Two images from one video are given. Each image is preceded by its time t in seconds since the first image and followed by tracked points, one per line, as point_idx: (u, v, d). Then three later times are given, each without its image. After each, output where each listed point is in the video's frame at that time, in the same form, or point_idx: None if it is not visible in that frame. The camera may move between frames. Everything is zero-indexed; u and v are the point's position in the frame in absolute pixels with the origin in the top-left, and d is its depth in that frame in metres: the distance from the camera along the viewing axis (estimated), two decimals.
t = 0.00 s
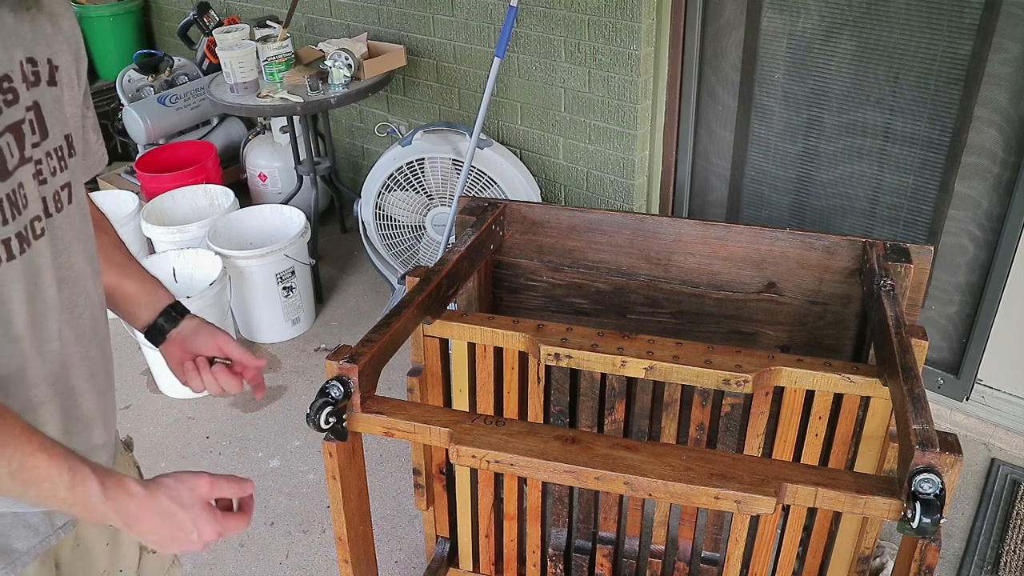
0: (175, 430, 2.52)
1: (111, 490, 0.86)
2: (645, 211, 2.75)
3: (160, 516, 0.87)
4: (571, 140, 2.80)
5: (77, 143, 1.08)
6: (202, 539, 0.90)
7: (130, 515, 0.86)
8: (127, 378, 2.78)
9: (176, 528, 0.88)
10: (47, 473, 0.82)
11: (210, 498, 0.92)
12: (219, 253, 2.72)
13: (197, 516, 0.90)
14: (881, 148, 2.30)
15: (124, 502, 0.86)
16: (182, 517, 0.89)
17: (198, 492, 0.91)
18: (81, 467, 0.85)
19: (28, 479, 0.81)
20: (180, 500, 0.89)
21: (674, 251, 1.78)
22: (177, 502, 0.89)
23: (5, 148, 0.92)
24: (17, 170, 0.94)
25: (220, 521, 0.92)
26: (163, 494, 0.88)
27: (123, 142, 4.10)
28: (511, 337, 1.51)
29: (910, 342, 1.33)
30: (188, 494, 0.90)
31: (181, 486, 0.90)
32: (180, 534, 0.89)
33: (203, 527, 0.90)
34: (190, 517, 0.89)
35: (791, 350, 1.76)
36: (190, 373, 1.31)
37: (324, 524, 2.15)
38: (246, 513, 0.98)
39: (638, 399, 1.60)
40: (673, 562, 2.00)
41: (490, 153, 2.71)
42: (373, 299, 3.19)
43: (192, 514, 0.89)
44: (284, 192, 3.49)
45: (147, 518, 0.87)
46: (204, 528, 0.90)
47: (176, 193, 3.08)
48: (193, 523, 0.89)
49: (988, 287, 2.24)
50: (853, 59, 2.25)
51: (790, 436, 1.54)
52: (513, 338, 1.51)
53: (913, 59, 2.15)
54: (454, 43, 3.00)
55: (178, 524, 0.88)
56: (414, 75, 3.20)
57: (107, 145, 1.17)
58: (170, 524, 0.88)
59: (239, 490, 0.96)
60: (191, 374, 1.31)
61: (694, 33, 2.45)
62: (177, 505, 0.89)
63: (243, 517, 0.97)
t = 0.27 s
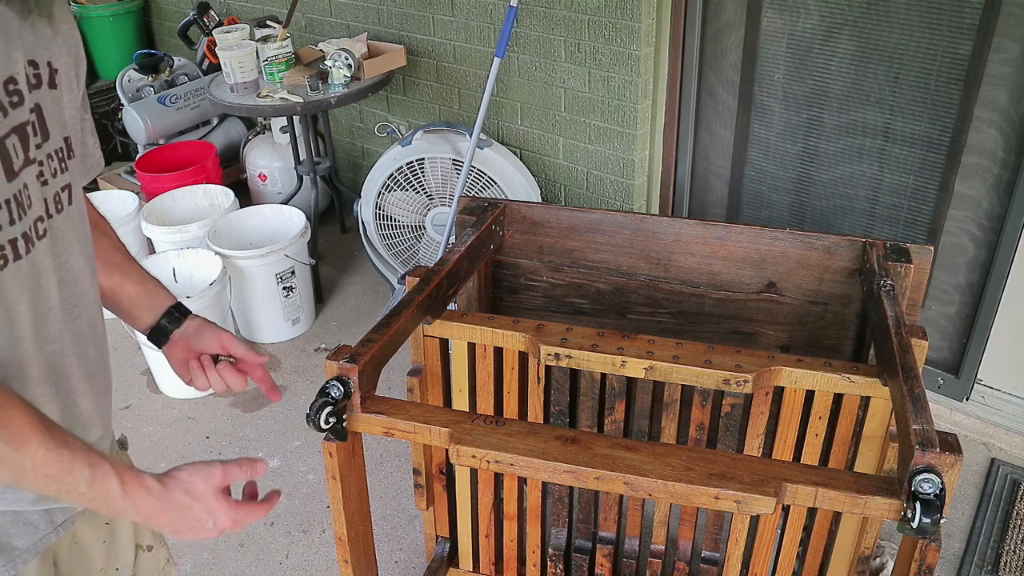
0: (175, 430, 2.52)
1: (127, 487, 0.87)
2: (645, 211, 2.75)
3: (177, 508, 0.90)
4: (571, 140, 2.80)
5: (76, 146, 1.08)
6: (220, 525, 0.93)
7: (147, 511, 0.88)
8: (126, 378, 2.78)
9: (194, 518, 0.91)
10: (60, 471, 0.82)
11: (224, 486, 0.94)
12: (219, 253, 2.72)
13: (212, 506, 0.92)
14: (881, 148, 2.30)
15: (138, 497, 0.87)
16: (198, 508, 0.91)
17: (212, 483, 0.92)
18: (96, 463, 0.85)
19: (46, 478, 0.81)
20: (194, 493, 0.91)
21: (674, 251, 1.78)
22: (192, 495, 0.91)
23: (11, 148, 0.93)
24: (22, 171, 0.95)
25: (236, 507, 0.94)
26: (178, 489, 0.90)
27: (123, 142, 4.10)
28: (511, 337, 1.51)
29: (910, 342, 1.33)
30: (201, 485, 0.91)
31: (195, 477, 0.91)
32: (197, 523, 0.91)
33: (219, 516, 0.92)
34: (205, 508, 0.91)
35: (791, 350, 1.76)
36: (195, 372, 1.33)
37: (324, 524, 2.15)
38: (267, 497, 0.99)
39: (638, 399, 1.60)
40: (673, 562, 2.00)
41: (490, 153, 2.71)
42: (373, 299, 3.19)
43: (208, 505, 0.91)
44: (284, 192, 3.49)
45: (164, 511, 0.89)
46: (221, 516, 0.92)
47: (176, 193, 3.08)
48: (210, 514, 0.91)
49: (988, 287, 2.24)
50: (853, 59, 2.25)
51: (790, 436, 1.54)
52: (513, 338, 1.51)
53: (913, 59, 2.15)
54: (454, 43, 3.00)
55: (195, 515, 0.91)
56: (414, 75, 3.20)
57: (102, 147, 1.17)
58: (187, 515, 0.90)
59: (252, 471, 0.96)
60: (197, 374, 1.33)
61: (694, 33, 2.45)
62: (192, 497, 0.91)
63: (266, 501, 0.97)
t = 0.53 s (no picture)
0: (175, 430, 2.52)
1: (130, 476, 0.87)
2: (645, 211, 2.75)
3: (177, 498, 0.90)
4: (571, 140, 2.80)
5: (72, 144, 1.08)
6: (219, 516, 0.94)
7: (149, 501, 0.88)
8: (127, 378, 2.78)
9: (193, 509, 0.92)
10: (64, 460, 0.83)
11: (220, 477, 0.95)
12: (219, 253, 2.72)
13: (211, 496, 0.93)
14: (881, 148, 2.30)
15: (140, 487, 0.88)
16: (198, 498, 0.92)
17: (210, 473, 0.93)
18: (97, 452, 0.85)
19: (51, 467, 0.82)
20: (194, 482, 0.91)
21: (674, 251, 1.78)
22: (191, 484, 0.91)
23: (9, 145, 0.93)
24: (21, 167, 0.95)
25: (234, 498, 0.95)
26: (178, 478, 0.90)
27: (123, 142, 4.10)
28: (511, 337, 1.51)
29: (910, 342, 1.33)
30: (200, 475, 0.92)
31: (194, 467, 0.92)
32: (197, 514, 0.92)
33: (217, 506, 0.93)
34: (204, 498, 0.92)
35: (791, 350, 1.76)
36: (190, 373, 1.34)
37: (324, 524, 2.15)
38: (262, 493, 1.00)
39: (638, 399, 1.60)
40: (673, 562, 2.00)
41: (490, 153, 2.71)
42: (373, 299, 3.19)
43: (207, 495, 0.92)
44: (284, 192, 3.49)
45: (164, 502, 0.89)
46: (219, 507, 0.93)
47: (176, 193, 3.08)
48: (208, 505, 0.92)
49: (988, 287, 2.24)
50: (853, 59, 2.25)
51: (790, 436, 1.54)
52: (513, 338, 1.51)
53: (913, 59, 2.15)
54: (454, 43, 3.00)
55: (195, 505, 0.91)
56: (414, 75, 3.20)
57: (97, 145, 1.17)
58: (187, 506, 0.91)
59: (246, 467, 0.98)
60: (192, 374, 1.33)
61: (694, 33, 2.45)
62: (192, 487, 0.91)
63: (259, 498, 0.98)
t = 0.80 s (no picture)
0: (175, 430, 2.52)
1: (126, 484, 0.87)
2: (645, 211, 2.75)
3: (169, 508, 0.90)
4: (571, 140, 2.80)
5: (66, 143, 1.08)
6: (206, 528, 0.94)
7: (142, 509, 0.88)
8: (126, 378, 2.78)
9: (183, 519, 0.92)
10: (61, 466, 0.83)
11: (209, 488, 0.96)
12: (219, 253, 2.72)
13: (201, 506, 0.93)
14: (881, 148, 2.30)
15: (134, 494, 0.88)
16: (188, 509, 0.92)
17: (201, 484, 0.94)
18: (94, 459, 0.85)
19: (45, 471, 0.81)
20: (186, 492, 0.92)
21: (674, 251, 1.78)
22: (183, 494, 0.92)
23: (5, 144, 0.93)
24: (17, 166, 0.95)
25: (222, 510, 0.96)
26: (170, 487, 0.91)
27: (123, 142, 4.10)
28: (511, 337, 1.51)
29: (910, 342, 1.33)
30: (191, 485, 0.93)
31: (186, 477, 0.93)
32: (186, 525, 0.92)
33: (206, 517, 0.93)
34: (195, 508, 0.92)
35: (792, 350, 1.76)
36: (189, 371, 1.34)
37: (324, 524, 2.15)
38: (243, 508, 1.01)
39: (638, 399, 1.60)
40: (673, 562, 2.00)
41: (490, 153, 2.71)
42: (373, 299, 3.19)
43: (197, 505, 0.93)
44: (284, 192, 3.49)
45: (154, 511, 0.90)
46: (208, 519, 0.94)
47: (176, 193, 3.08)
48: (198, 515, 0.93)
49: (988, 287, 2.24)
50: (853, 59, 2.25)
51: (790, 436, 1.54)
52: (513, 338, 1.51)
53: (913, 59, 2.15)
54: (454, 43, 3.00)
55: (185, 515, 0.92)
56: (414, 75, 3.20)
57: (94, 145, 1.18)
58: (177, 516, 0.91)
59: (233, 483, 0.99)
60: (191, 372, 1.34)
61: (695, 33, 2.45)
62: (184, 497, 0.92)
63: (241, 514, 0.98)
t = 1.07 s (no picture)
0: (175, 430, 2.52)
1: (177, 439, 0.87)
2: (645, 211, 2.75)
3: (215, 465, 0.89)
4: (571, 140, 2.80)
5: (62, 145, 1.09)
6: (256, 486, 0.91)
7: (189, 466, 0.87)
8: (126, 378, 2.79)
9: (233, 481, 0.90)
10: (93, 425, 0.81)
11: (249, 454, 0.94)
12: (219, 253, 2.72)
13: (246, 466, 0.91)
14: (881, 148, 2.30)
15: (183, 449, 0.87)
16: (238, 472, 0.90)
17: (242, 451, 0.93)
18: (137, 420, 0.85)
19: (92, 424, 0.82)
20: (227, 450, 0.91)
21: (674, 251, 1.78)
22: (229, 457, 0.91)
23: (18, 150, 0.95)
24: (31, 170, 0.98)
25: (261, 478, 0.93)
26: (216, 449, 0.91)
27: (123, 142, 4.10)
28: (511, 337, 1.51)
29: (910, 342, 1.33)
30: (235, 449, 0.92)
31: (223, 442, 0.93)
32: (236, 485, 0.90)
33: (251, 475, 0.91)
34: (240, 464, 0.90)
35: (792, 350, 1.76)
36: (151, 376, 1.34)
37: (324, 524, 2.15)
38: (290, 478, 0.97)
39: (638, 399, 1.60)
40: (672, 562, 2.00)
41: (490, 153, 2.71)
42: (373, 299, 3.19)
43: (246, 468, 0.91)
44: (284, 192, 3.48)
45: (206, 469, 0.88)
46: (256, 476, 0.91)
47: (176, 193, 3.08)
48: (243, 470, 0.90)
49: (988, 287, 2.24)
50: (853, 59, 2.25)
51: (790, 436, 1.54)
52: (513, 338, 1.51)
53: (913, 59, 2.15)
54: (454, 43, 3.00)
55: (234, 476, 0.90)
56: (414, 75, 3.20)
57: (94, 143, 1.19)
58: (226, 476, 0.89)
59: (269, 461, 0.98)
60: (153, 377, 1.34)
61: (694, 33, 2.45)
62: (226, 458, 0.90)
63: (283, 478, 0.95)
